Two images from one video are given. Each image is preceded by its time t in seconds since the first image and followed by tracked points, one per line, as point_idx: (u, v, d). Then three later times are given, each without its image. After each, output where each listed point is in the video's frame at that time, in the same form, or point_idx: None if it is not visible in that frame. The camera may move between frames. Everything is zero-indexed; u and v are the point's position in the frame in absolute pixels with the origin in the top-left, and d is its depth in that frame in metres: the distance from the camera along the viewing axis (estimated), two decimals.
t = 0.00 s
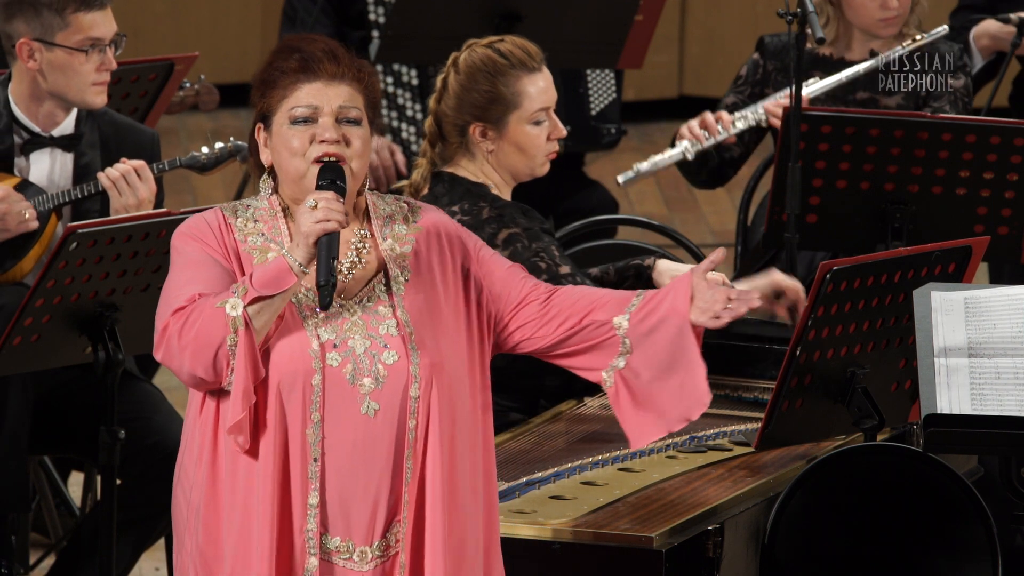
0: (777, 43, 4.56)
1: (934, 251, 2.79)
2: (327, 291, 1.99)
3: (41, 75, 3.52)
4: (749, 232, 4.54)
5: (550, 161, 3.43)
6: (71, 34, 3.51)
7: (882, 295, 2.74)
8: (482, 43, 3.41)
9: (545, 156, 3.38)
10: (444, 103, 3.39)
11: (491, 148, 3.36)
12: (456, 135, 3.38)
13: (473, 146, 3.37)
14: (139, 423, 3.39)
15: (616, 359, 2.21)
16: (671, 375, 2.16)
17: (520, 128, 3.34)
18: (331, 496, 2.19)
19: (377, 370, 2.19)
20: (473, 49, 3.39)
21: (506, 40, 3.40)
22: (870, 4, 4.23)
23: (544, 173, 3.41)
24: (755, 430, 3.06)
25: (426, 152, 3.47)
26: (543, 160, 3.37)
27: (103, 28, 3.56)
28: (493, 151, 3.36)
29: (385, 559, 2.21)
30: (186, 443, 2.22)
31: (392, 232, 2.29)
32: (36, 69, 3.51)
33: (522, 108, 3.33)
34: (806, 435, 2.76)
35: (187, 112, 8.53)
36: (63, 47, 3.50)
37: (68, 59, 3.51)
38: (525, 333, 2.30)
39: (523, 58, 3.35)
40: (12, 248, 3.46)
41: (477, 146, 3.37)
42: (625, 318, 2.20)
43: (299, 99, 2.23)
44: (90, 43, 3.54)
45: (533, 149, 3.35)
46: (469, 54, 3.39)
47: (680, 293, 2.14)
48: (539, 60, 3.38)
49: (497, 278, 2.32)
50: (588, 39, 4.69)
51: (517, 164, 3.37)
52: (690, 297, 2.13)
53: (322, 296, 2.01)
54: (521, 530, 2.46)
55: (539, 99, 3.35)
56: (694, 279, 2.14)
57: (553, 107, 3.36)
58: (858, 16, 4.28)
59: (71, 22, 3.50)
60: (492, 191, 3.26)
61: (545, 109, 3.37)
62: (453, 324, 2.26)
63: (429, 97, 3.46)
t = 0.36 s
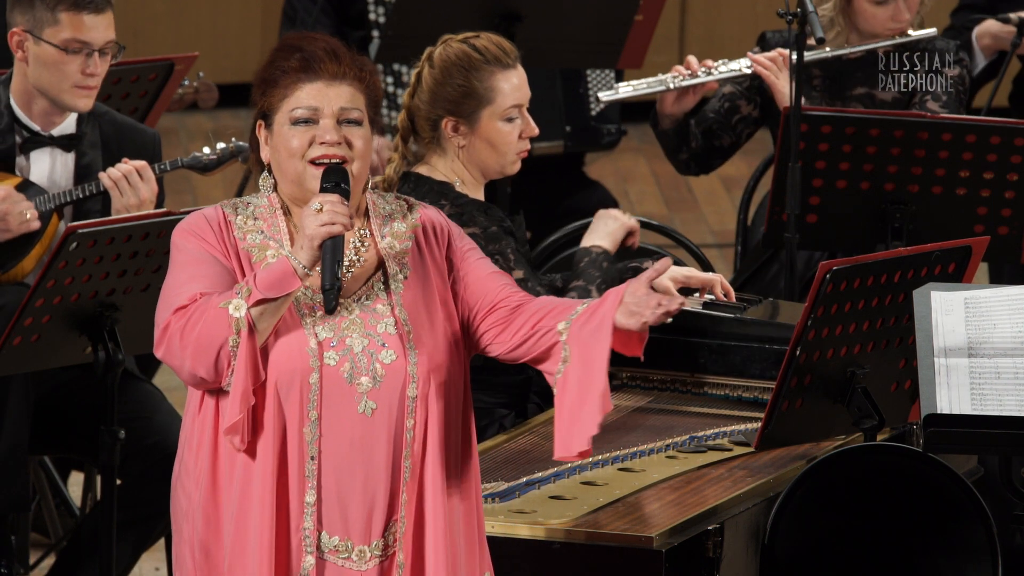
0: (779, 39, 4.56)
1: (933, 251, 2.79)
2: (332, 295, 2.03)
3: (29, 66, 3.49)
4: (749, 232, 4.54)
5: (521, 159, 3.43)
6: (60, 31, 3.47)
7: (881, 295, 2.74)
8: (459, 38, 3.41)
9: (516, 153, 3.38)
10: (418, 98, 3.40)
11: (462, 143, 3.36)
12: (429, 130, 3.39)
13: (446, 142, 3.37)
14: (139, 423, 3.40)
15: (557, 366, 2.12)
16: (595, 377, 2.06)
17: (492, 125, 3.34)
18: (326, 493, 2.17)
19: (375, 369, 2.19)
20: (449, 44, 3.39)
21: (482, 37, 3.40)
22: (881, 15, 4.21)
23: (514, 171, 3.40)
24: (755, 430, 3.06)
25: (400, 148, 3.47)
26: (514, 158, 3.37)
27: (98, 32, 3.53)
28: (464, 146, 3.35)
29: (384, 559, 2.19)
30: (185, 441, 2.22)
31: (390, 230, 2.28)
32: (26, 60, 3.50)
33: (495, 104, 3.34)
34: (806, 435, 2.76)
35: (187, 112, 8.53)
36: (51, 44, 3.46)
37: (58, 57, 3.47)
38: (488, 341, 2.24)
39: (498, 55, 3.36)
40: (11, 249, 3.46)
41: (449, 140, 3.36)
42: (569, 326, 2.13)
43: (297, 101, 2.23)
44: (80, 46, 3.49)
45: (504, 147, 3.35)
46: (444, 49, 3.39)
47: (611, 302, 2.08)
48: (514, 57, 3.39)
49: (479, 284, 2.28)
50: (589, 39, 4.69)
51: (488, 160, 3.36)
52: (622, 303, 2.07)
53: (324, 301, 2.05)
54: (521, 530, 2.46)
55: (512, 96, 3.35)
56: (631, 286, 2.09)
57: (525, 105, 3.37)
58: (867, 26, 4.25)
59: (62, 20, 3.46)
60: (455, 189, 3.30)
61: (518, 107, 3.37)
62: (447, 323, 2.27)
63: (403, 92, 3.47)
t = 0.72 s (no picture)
0: (779, 37, 4.56)
1: (933, 251, 2.80)
2: (338, 296, 2.03)
3: (18, 61, 3.50)
4: (749, 232, 4.54)
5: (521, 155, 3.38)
6: (47, 25, 3.46)
7: (881, 295, 2.74)
8: (448, 40, 3.34)
9: (514, 151, 3.33)
10: (411, 102, 3.35)
11: (459, 145, 3.32)
12: (425, 134, 3.34)
13: (442, 144, 3.33)
14: (138, 423, 3.40)
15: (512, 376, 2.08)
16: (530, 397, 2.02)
17: (488, 125, 3.28)
18: (330, 499, 2.17)
19: (377, 375, 2.18)
20: (439, 46, 3.33)
21: (471, 36, 3.33)
22: (876, 17, 4.22)
23: (514, 169, 3.35)
24: (755, 430, 3.06)
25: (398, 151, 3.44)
26: (512, 157, 3.32)
27: (86, 29, 3.51)
28: (461, 149, 3.31)
29: (389, 564, 2.19)
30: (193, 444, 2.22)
31: (400, 233, 2.28)
32: (15, 55, 3.50)
33: (489, 104, 3.28)
34: (806, 436, 2.76)
35: (186, 112, 8.53)
36: (37, 39, 3.46)
37: (45, 53, 3.46)
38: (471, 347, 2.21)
39: (488, 54, 3.29)
40: (10, 248, 3.46)
41: (446, 143, 3.32)
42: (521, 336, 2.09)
43: (309, 99, 2.23)
44: (66, 42, 3.48)
45: (501, 146, 3.30)
46: (434, 52, 3.32)
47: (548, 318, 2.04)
48: (505, 56, 3.32)
49: (470, 286, 2.25)
50: (589, 39, 4.69)
51: (486, 160, 3.32)
52: (557, 318, 2.03)
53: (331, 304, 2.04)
54: (521, 530, 2.46)
55: (506, 95, 3.28)
56: (570, 302, 2.03)
57: (519, 103, 3.30)
58: (863, 27, 4.27)
59: (49, 15, 3.45)
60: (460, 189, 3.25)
61: (512, 105, 3.31)
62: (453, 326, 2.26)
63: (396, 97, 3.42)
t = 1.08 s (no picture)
0: (777, 37, 4.56)
1: (933, 251, 2.80)
2: (343, 305, 2.02)
3: (9, 60, 3.48)
4: (749, 232, 4.54)
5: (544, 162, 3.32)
6: (36, 23, 3.45)
7: (882, 295, 2.74)
8: (480, 43, 3.30)
9: (538, 158, 3.27)
10: (439, 103, 3.30)
11: (484, 148, 3.26)
12: (450, 135, 3.28)
13: (467, 146, 3.28)
14: (138, 422, 3.39)
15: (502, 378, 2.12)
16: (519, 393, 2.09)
17: (515, 129, 3.23)
18: (335, 503, 2.18)
19: (382, 382, 2.18)
20: (471, 48, 3.29)
21: (503, 41, 3.29)
22: (874, 12, 4.23)
23: (537, 176, 3.29)
24: (755, 430, 3.06)
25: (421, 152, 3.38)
26: (537, 163, 3.26)
27: (76, 26, 3.50)
28: (484, 152, 3.25)
29: (394, 570, 2.19)
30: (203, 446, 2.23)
31: (411, 237, 2.28)
32: (7, 53, 3.48)
33: (517, 108, 3.23)
34: (806, 436, 2.77)
35: (187, 112, 8.53)
36: (26, 36, 3.45)
37: (34, 49, 3.45)
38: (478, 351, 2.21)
39: (519, 59, 3.25)
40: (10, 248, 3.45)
41: (471, 145, 3.27)
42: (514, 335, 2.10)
43: (323, 107, 2.21)
44: (55, 39, 3.47)
45: (527, 150, 3.24)
46: (466, 53, 3.28)
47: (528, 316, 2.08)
48: (536, 62, 3.27)
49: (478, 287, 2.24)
50: (589, 39, 4.69)
51: (510, 163, 3.26)
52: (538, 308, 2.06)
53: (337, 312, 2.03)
54: (521, 530, 2.46)
55: (535, 100, 3.24)
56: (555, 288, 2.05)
57: (548, 109, 3.25)
58: (859, 23, 4.28)
59: (38, 13, 3.44)
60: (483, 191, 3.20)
61: (541, 111, 3.26)
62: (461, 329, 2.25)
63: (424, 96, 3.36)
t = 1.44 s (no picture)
0: (776, 38, 4.56)
1: (934, 251, 2.80)
2: (353, 312, 2.05)
3: (8, 62, 3.48)
4: (749, 232, 4.54)
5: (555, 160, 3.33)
6: (36, 24, 3.45)
7: (882, 295, 2.74)
8: (484, 46, 3.29)
9: (550, 157, 3.27)
10: (447, 109, 3.28)
11: (496, 152, 3.25)
12: (460, 141, 3.27)
13: (479, 152, 3.26)
14: (138, 422, 3.39)
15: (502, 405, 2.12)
16: (514, 427, 2.10)
17: (526, 131, 3.22)
18: (342, 507, 2.18)
19: (390, 387, 2.18)
20: (475, 53, 3.27)
21: (505, 42, 3.28)
22: (870, 11, 4.23)
23: (550, 174, 3.29)
24: (755, 430, 3.05)
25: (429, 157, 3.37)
26: (549, 162, 3.26)
27: (76, 25, 3.50)
28: (498, 155, 3.24)
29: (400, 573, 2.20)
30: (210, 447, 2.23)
31: (421, 240, 2.26)
32: (6, 56, 3.48)
33: (526, 110, 3.22)
34: (807, 436, 2.76)
35: (187, 112, 8.53)
36: (27, 38, 3.45)
37: (34, 50, 3.45)
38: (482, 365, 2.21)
39: (525, 59, 3.23)
40: (10, 248, 3.45)
41: (483, 150, 3.26)
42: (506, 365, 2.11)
43: (336, 111, 2.21)
44: (56, 39, 3.47)
45: (539, 151, 3.24)
46: (470, 59, 3.27)
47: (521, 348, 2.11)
48: (541, 61, 3.26)
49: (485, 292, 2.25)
50: (589, 39, 4.69)
51: (523, 166, 3.25)
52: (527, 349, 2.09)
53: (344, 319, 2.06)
54: (521, 530, 2.46)
55: (543, 101, 3.23)
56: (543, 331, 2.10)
57: (557, 108, 3.25)
58: (856, 22, 4.28)
59: (37, 13, 3.44)
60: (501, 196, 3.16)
61: (549, 111, 3.25)
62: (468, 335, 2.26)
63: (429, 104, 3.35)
